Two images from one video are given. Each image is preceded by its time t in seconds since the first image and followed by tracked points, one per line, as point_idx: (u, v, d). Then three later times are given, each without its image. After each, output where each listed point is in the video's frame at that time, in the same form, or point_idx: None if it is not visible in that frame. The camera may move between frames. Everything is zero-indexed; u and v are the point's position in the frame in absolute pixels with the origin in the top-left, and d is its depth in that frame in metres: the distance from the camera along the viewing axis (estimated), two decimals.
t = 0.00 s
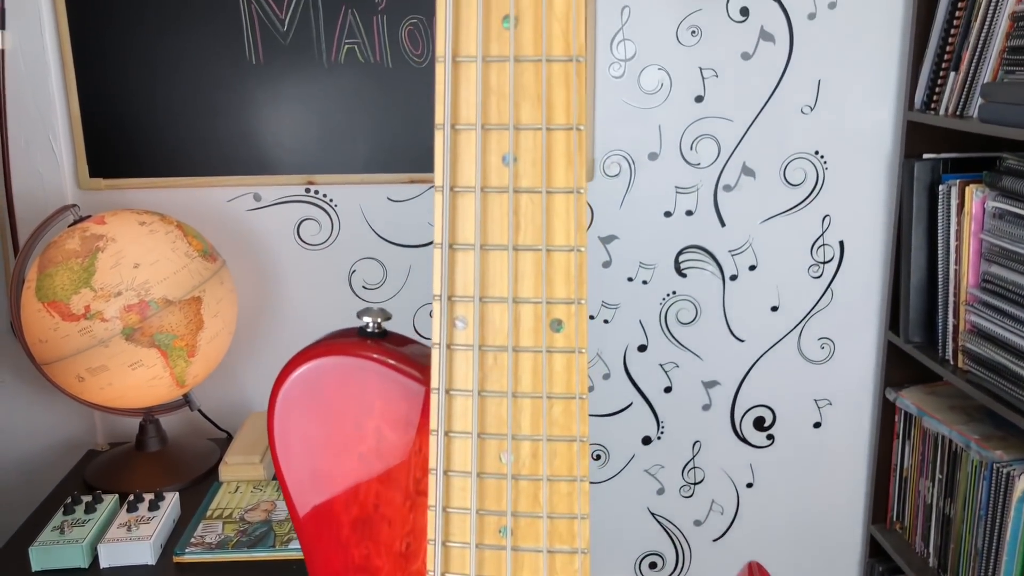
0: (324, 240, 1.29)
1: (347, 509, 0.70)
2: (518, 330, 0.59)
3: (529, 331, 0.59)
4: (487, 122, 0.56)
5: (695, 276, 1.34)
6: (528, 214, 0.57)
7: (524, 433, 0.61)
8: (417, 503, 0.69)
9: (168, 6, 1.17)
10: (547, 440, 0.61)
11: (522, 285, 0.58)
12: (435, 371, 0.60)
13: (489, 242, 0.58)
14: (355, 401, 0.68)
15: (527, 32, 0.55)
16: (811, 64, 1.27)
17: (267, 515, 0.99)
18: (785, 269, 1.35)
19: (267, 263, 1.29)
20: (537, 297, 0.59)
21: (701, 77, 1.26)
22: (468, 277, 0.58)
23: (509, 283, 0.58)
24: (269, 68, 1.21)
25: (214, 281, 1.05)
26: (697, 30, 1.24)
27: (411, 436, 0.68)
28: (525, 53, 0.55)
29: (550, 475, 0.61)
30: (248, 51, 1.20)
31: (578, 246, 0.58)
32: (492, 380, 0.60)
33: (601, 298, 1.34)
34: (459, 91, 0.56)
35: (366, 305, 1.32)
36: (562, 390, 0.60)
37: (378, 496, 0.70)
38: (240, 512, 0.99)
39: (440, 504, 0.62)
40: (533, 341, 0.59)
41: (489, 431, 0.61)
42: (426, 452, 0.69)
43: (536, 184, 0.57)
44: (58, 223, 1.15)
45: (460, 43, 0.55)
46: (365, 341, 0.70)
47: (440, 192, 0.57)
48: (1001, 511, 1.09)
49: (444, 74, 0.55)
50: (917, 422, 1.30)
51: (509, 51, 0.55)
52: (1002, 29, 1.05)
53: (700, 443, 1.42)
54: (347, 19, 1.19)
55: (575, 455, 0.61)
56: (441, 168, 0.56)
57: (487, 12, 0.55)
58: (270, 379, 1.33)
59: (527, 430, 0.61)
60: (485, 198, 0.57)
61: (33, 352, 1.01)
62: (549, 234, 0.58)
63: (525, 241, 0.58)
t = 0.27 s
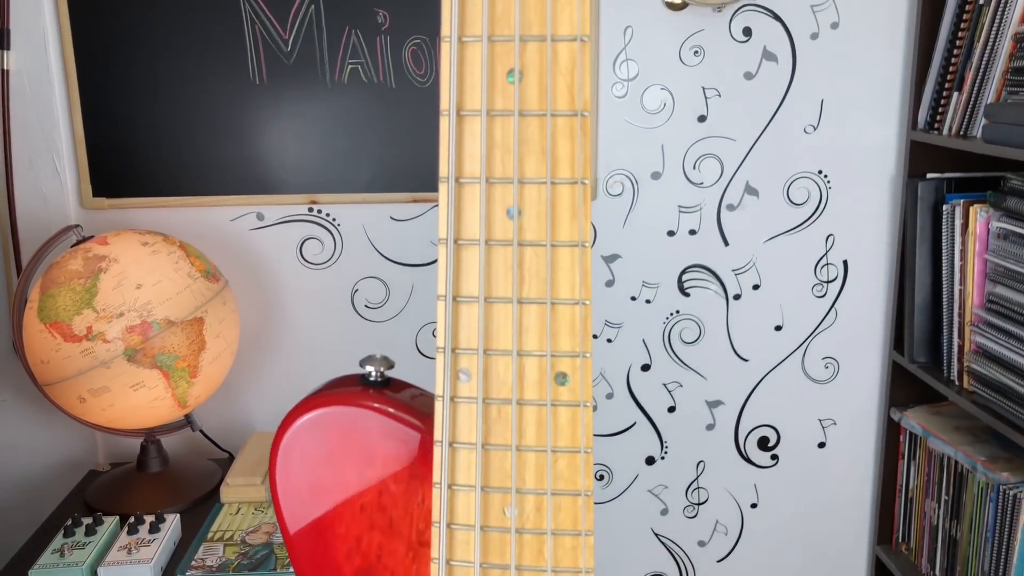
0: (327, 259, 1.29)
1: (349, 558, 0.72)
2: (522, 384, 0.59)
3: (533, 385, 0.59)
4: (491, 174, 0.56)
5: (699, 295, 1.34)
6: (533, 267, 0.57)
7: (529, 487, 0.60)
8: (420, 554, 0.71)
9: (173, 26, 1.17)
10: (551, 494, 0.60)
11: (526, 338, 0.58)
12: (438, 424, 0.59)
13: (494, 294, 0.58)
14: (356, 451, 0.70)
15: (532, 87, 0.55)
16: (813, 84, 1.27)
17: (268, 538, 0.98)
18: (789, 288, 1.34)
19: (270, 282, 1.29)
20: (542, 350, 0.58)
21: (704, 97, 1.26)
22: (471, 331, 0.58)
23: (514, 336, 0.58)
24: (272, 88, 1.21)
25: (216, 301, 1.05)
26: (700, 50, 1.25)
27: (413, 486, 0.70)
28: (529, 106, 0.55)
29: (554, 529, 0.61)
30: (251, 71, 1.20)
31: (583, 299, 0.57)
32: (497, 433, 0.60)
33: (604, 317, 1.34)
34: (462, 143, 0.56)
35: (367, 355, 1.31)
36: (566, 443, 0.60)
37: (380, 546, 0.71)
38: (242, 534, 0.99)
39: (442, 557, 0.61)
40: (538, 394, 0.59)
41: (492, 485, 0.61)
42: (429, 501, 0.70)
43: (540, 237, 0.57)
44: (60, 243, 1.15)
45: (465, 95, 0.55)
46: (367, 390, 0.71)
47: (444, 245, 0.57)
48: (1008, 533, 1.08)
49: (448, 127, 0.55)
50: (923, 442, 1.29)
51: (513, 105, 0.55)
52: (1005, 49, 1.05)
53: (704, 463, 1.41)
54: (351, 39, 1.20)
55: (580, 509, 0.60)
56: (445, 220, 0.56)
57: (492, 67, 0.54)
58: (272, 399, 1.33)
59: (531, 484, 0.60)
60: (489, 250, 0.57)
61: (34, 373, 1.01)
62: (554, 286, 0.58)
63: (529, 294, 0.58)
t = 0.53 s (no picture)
0: (330, 277, 1.29)
1: None
2: (519, 436, 0.56)
3: (530, 438, 0.56)
4: (487, 226, 0.54)
5: (702, 312, 1.34)
6: (529, 316, 0.55)
7: (525, 540, 0.57)
8: None
9: (176, 45, 1.18)
10: (548, 549, 0.57)
11: (523, 390, 0.55)
12: (434, 477, 0.56)
13: (490, 346, 0.55)
14: (351, 500, 0.70)
15: (528, 137, 0.53)
16: (816, 101, 1.27)
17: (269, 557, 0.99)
18: (793, 306, 1.34)
19: (273, 299, 1.29)
20: (538, 402, 0.56)
21: (706, 115, 1.26)
22: (467, 386, 0.55)
23: (511, 388, 0.55)
24: (276, 105, 1.21)
25: (218, 320, 1.05)
26: (702, 68, 1.25)
27: (409, 539, 0.69)
28: (525, 156, 0.53)
29: None
30: (254, 89, 1.20)
31: (581, 349, 0.55)
32: (494, 487, 0.57)
33: (607, 334, 1.34)
34: (458, 195, 0.53)
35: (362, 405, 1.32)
36: (564, 497, 0.56)
37: None
38: (243, 554, 1.00)
39: None
40: (535, 447, 0.56)
41: (489, 538, 0.57)
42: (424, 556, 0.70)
43: (537, 288, 0.54)
44: (63, 262, 1.15)
45: (460, 145, 0.53)
46: (363, 440, 0.71)
47: (438, 295, 0.54)
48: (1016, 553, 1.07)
49: (443, 179, 0.53)
50: (928, 461, 1.28)
51: (510, 155, 0.52)
52: (1008, 68, 1.05)
53: (707, 481, 1.40)
54: (354, 57, 1.20)
55: (579, 565, 0.57)
56: (440, 272, 0.53)
57: (486, 120, 0.52)
58: (273, 416, 1.33)
59: (529, 539, 0.57)
60: (485, 301, 0.54)
61: (35, 392, 1.00)
62: (551, 338, 0.55)
63: (526, 345, 0.55)
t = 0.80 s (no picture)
0: (333, 293, 1.29)
1: None
2: (516, 483, 0.58)
3: (527, 484, 0.58)
4: (485, 268, 0.56)
5: (706, 330, 1.33)
6: (527, 361, 0.57)
7: None
8: None
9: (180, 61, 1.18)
10: None
11: (520, 435, 0.58)
12: (429, 523, 0.59)
13: (487, 389, 0.57)
14: (346, 544, 0.70)
15: (526, 180, 0.55)
16: (820, 119, 1.27)
17: None
18: (797, 323, 1.33)
19: (276, 316, 1.29)
20: (537, 447, 0.58)
21: (710, 132, 1.26)
22: (463, 429, 0.58)
23: (508, 434, 0.58)
24: (281, 122, 1.21)
25: (221, 338, 1.05)
26: (706, 86, 1.25)
27: None
28: (522, 199, 0.55)
29: None
30: (258, 106, 1.20)
31: (578, 395, 0.57)
32: (489, 534, 0.59)
33: (611, 352, 1.33)
34: (456, 237, 0.55)
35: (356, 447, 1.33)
36: (562, 544, 0.59)
37: None
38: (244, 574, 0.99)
39: None
40: (532, 493, 0.58)
41: None
42: None
43: (534, 331, 0.56)
44: (67, 280, 1.15)
45: (458, 188, 0.55)
46: (358, 483, 0.73)
47: (435, 339, 0.56)
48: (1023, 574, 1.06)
49: (441, 222, 0.54)
50: (934, 479, 1.28)
51: (508, 199, 0.54)
52: (1013, 86, 1.05)
53: (712, 499, 1.39)
54: (358, 74, 1.20)
55: None
56: (437, 316, 0.55)
57: (485, 162, 0.54)
58: (277, 433, 1.33)
59: None
60: (482, 343, 0.57)
61: (38, 411, 1.00)
62: (548, 382, 0.57)
63: (523, 389, 0.57)
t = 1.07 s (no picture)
0: (337, 308, 1.29)
1: None
2: (517, 534, 0.58)
3: (529, 536, 0.58)
4: (485, 317, 0.55)
5: (711, 344, 1.33)
6: (528, 412, 0.57)
7: None
8: None
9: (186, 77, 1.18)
10: None
11: (522, 486, 0.57)
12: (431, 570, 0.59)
13: (488, 440, 0.57)
14: None
15: (527, 231, 0.54)
16: (825, 133, 1.26)
17: None
18: (803, 338, 1.33)
19: (280, 330, 1.29)
20: (538, 499, 0.58)
21: (715, 146, 1.26)
22: (464, 481, 0.57)
23: (509, 484, 0.57)
24: (286, 137, 1.22)
25: (224, 353, 1.05)
26: (710, 100, 1.25)
27: None
28: (524, 248, 0.54)
29: None
30: (264, 121, 1.21)
31: (580, 446, 0.57)
32: None
33: (616, 366, 1.33)
34: (457, 286, 0.55)
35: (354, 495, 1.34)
36: None
37: None
38: None
39: None
40: (534, 546, 0.58)
41: None
42: None
43: (536, 383, 0.56)
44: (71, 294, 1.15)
45: (459, 238, 0.54)
46: (359, 530, 0.73)
47: (436, 388, 0.56)
48: None
49: (442, 270, 0.54)
50: (941, 496, 1.27)
51: (509, 248, 0.54)
52: (1019, 101, 1.05)
53: (717, 515, 1.39)
54: (363, 89, 1.20)
55: None
56: (438, 366, 0.55)
57: (485, 211, 0.54)
58: (281, 447, 1.32)
59: None
60: (483, 394, 0.56)
61: (41, 426, 1.00)
62: (550, 432, 0.57)
63: (525, 440, 0.57)
